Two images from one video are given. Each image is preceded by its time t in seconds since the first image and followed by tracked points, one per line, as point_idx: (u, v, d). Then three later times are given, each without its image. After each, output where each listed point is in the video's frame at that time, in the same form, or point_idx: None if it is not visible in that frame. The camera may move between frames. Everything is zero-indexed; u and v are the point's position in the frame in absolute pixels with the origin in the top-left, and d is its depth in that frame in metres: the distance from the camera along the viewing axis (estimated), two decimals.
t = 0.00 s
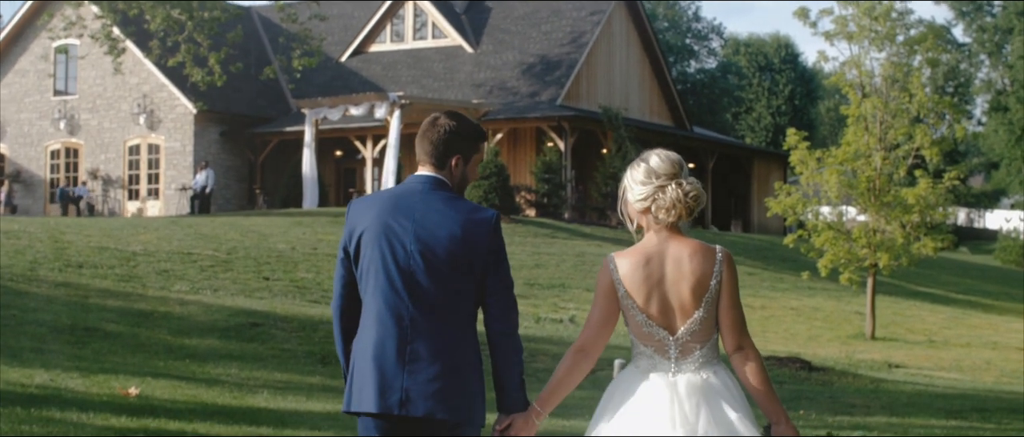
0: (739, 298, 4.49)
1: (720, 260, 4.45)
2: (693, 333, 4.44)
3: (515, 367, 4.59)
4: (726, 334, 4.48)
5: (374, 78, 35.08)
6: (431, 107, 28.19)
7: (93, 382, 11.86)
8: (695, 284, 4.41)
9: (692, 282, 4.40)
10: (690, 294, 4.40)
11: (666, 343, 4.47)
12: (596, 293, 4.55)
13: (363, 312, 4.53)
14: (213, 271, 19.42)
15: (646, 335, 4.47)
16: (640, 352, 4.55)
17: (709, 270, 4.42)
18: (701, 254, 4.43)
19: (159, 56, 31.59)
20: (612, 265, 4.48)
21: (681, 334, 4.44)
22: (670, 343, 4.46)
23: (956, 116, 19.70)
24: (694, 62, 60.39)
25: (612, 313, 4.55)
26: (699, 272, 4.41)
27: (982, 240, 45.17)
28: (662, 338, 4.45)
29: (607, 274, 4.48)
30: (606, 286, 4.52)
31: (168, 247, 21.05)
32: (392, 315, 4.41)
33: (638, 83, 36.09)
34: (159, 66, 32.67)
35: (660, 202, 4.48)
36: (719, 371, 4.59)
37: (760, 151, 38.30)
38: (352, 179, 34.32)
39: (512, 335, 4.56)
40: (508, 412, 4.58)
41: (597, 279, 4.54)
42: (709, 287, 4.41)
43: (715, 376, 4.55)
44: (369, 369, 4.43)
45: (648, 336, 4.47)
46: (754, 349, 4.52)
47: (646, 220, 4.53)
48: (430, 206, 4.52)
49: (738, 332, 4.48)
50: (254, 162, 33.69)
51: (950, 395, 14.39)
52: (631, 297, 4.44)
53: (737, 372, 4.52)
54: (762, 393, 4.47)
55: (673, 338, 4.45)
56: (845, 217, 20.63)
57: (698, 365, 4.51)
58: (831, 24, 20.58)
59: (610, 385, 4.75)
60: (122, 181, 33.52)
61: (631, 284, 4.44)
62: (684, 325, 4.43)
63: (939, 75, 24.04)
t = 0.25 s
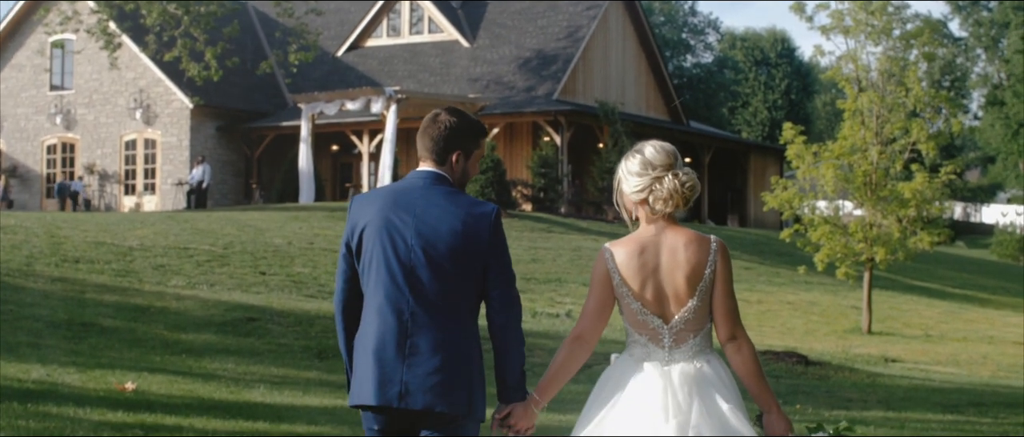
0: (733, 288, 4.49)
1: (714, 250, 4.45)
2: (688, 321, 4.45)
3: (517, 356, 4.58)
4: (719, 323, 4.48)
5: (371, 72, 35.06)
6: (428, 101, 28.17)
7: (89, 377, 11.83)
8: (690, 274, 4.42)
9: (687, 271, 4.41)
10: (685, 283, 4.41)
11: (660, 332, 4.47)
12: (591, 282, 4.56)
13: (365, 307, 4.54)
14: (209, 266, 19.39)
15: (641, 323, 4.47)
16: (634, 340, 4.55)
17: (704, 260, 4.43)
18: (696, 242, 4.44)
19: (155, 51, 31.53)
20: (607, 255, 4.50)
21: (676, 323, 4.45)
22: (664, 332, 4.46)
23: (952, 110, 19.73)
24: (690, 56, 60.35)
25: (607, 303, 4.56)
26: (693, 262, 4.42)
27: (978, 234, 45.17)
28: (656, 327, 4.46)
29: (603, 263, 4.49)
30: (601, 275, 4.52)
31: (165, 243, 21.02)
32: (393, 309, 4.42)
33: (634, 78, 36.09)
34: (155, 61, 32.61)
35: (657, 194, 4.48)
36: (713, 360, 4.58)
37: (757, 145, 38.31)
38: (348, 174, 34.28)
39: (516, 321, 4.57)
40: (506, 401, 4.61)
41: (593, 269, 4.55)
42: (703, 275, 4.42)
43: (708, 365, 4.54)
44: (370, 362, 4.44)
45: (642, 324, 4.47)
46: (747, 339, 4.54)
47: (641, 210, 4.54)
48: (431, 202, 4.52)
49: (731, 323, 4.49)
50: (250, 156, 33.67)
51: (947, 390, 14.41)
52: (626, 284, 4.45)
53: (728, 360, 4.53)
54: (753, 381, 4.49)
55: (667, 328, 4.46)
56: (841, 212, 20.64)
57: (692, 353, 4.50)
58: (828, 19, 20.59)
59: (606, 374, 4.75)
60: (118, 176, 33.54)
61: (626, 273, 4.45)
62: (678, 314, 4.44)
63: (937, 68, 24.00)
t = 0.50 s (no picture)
0: (728, 279, 4.51)
1: (710, 242, 4.47)
2: (684, 313, 4.45)
3: (520, 348, 4.59)
4: (715, 315, 4.50)
5: (368, 69, 35.05)
6: (425, 98, 28.16)
7: (87, 374, 11.83)
8: (687, 265, 4.43)
9: (683, 263, 4.42)
10: (682, 274, 4.42)
11: (657, 323, 4.47)
12: (589, 274, 4.56)
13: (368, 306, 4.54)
14: (207, 263, 19.39)
15: (638, 314, 4.47)
16: (631, 332, 4.54)
17: (700, 251, 4.44)
18: (692, 233, 4.46)
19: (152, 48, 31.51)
20: (605, 246, 4.50)
21: (672, 314, 4.45)
22: (661, 323, 4.46)
23: (949, 106, 19.76)
24: (687, 52, 60.39)
25: (604, 294, 4.56)
26: (690, 253, 4.43)
27: (975, 230, 45.21)
28: (653, 318, 4.46)
29: (600, 255, 4.49)
30: (599, 268, 4.52)
31: (162, 240, 21.02)
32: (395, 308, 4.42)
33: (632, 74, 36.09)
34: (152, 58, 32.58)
35: (658, 186, 4.48)
36: (709, 351, 4.59)
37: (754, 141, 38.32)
38: (346, 171, 34.28)
39: (518, 314, 4.57)
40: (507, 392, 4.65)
41: (590, 262, 4.55)
42: (699, 267, 4.43)
43: (705, 356, 4.54)
44: (373, 361, 4.44)
45: (639, 315, 4.47)
46: (742, 330, 4.58)
47: (639, 203, 4.55)
48: (432, 199, 4.52)
49: (726, 314, 4.51)
50: (247, 153, 33.63)
51: (944, 386, 14.43)
52: (623, 275, 4.45)
53: (723, 351, 4.58)
54: (747, 370, 4.58)
55: (664, 319, 4.46)
56: (838, 208, 20.65)
57: (688, 344, 4.51)
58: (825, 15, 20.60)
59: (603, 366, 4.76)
60: (115, 173, 33.47)
61: (623, 264, 4.45)
62: (674, 305, 4.44)
63: (933, 65, 24.04)
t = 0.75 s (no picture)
0: (724, 276, 4.52)
1: (706, 238, 4.48)
2: (681, 308, 4.45)
3: (519, 346, 4.56)
4: (711, 310, 4.52)
5: (363, 67, 35.04)
6: (420, 95, 28.13)
7: (81, 372, 11.84)
8: (684, 262, 4.43)
9: (680, 258, 4.42)
10: (679, 270, 4.42)
11: (655, 318, 4.46)
12: (585, 272, 4.56)
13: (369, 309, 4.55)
14: (202, 261, 19.38)
15: (635, 310, 4.46)
16: (629, 328, 4.53)
17: (696, 247, 4.45)
18: (687, 230, 4.47)
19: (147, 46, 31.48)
20: (601, 243, 4.50)
21: (669, 310, 4.44)
22: (659, 319, 4.45)
23: (944, 103, 19.77)
24: (682, 50, 60.47)
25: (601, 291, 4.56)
26: (687, 249, 4.43)
27: (970, 227, 45.25)
28: (651, 314, 4.45)
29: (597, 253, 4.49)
30: (596, 266, 4.52)
31: (157, 237, 21.01)
32: (395, 310, 4.44)
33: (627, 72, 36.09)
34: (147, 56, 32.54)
35: (656, 183, 4.48)
36: (707, 347, 4.59)
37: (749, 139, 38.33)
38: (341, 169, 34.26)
39: (516, 311, 4.56)
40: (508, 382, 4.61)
41: (587, 259, 4.55)
42: (696, 262, 4.44)
43: (702, 352, 4.54)
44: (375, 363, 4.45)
45: (637, 311, 4.46)
46: (736, 326, 4.61)
47: (635, 201, 4.54)
48: (430, 202, 4.53)
49: (721, 311, 4.53)
50: (242, 151, 33.58)
51: (939, 383, 14.45)
52: (620, 272, 4.45)
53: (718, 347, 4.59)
54: (741, 367, 4.57)
55: (661, 315, 4.45)
56: (834, 205, 20.65)
57: (687, 340, 4.50)
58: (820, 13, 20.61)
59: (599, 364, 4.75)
60: (110, 171, 33.42)
61: (620, 260, 4.45)
62: (671, 301, 4.44)
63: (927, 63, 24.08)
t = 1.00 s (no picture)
0: (718, 274, 4.54)
1: (700, 238, 4.50)
2: (676, 306, 4.46)
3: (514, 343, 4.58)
4: (706, 309, 4.53)
5: (355, 65, 35.01)
6: (412, 93, 28.10)
7: (72, 370, 11.82)
8: (679, 261, 4.44)
9: (675, 258, 4.44)
10: (674, 269, 4.43)
11: (651, 317, 4.46)
12: (579, 271, 4.57)
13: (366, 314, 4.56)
14: (193, 258, 19.35)
15: (633, 310, 4.46)
16: (625, 327, 4.53)
17: (691, 247, 4.46)
18: (681, 229, 4.48)
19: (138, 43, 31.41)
20: (596, 243, 4.51)
21: (665, 309, 4.45)
22: (655, 318, 4.46)
23: (936, 101, 19.77)
24: (674, 48, 60.49)
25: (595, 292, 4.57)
26: (682, 249, 4.44)
27: (961, 225, 45.33)
28: (648, 314, 4.46)
29: (592, 253, 4.49)
30: (590, 266, 4.53)
31: (148, 235, 20.98)
32: (390, 314, 4.44)
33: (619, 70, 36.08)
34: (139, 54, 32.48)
35: (649, 182, 4.49)
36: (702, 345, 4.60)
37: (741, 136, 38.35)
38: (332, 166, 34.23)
39: (510, 310, 4.56)
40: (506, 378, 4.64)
41: (582, 259, 4.55)
42: (691, 260, 4.45)
43: (698, 350, 4.55)
44: (373, 367, 4.45)
45: (633, 310, 4.46)
46: (730, 323, 4.61)
47: (627, 201, 4.55)
48: (422, 204, 4.53)
49: (716, 309, 4.54)
50: (234, 149, 33.50)
51: (931, 381, 14.48)
52: (616, 271, 4.45)
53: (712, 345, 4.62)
54: (736, 364, 4.61)
55: (657, 314, 4.46)
56: (826, 203, 20.69)
57: (682, 339, 4.51)
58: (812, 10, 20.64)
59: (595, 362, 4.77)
60: (102, 169, 33.34)
61: (615, 261, 4.45)
62: (667, 300, 4.45)
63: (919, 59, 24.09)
